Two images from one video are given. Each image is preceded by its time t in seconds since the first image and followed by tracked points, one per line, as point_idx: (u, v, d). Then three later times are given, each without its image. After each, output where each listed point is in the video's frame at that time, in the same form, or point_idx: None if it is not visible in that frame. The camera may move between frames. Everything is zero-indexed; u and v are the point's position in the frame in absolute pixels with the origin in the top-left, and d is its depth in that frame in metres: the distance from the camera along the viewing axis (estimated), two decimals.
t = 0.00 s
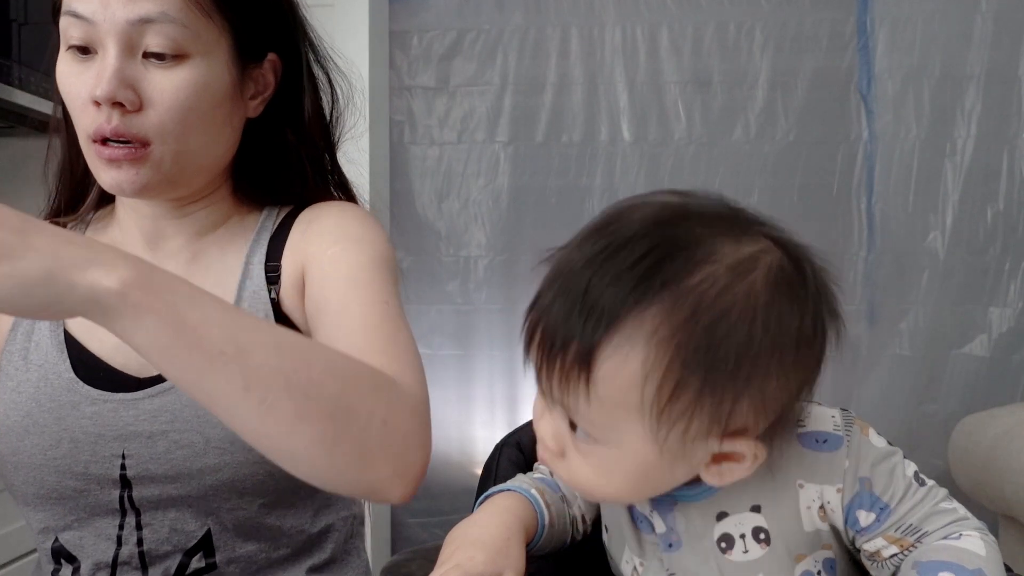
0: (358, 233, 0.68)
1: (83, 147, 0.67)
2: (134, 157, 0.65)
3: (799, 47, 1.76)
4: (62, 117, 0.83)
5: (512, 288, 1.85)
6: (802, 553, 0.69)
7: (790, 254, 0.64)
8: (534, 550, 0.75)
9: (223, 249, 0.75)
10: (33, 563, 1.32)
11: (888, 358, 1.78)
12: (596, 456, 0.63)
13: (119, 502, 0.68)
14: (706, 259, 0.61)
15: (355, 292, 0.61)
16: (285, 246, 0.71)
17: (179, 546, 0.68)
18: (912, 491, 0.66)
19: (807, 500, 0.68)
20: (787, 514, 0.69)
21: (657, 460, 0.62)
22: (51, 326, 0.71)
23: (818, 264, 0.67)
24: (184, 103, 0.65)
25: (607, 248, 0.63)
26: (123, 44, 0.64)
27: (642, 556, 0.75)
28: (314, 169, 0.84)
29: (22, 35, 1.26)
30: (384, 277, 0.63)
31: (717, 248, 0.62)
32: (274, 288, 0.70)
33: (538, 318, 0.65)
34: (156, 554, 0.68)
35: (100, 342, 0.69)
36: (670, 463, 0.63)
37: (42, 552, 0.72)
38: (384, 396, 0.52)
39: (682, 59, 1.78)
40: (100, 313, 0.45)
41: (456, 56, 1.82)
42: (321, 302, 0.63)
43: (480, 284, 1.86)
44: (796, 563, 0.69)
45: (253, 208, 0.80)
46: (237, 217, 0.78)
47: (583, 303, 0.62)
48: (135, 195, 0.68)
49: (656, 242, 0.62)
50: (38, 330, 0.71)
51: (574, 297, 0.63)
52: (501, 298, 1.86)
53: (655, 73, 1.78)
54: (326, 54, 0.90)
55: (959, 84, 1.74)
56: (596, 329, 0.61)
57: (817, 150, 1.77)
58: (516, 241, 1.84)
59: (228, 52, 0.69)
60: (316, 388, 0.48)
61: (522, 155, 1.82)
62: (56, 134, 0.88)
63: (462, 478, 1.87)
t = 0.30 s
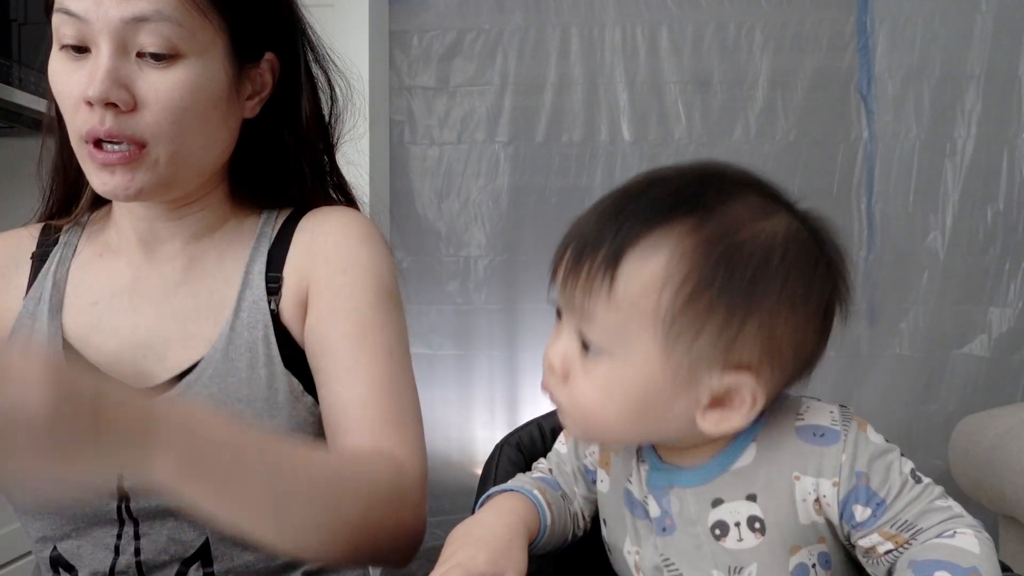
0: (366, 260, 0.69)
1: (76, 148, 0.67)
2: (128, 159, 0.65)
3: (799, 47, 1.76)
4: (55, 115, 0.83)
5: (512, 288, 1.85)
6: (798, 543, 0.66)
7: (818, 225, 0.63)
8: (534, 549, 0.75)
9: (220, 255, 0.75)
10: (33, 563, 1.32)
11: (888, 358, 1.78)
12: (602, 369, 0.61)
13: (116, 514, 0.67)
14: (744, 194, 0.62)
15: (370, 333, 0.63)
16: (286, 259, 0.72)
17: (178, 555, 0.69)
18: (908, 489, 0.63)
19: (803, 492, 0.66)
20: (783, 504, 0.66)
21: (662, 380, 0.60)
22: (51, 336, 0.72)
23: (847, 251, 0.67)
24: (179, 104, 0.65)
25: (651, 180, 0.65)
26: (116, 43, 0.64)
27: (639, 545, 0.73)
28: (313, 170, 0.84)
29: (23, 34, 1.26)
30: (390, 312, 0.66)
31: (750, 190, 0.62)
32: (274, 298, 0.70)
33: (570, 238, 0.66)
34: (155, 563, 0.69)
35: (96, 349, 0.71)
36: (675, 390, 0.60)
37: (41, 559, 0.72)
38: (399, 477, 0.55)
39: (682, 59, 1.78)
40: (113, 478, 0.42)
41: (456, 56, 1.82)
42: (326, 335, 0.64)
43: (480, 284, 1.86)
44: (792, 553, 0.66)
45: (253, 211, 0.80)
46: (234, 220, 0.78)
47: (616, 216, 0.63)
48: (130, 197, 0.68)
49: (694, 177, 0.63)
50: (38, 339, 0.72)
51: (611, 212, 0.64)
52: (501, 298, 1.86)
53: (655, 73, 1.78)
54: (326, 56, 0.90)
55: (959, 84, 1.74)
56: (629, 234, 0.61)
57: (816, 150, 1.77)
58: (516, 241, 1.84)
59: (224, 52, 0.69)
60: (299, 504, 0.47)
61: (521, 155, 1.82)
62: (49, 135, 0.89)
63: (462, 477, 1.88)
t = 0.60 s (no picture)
0: (364, 275, 0.73)
1: (93, 156, 0.67)
2: (152, 169, 0.66)
3: (799, 47, 1.76)
4: (48, 112, 0.82)
5: (512, 288, 1.85)
6: (796, 536, 0.66)
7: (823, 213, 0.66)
8: (534, 548, 0.74)
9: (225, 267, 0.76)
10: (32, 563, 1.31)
11: (888, 358, 1.78)
12: (614, 328, 0.62)
13: (127, 526, 0.70)
14: (754, 171, 0.65)
15: (359, 356, 0.68)
16: (289, 271, 0.74)
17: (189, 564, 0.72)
18: (905, 486, 0.63)
19: (800, 485, 0.66)
20: (780, 495, 0.66)
21: (672, 341, 0.61)
22: (57, 350, 0.71)
23: (853, 242, 0.69)
24: (206, 115, 0.66)
25: (667, 156, 0.68)
26: (144, 54, 0.64)
27: (637, 535, 0.73)
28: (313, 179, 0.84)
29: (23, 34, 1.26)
30: (382, 332, 0.71)
31: (761, 169, 0.66)
32: (278, 314, 0.72)
33: (588, 210, 0.68)
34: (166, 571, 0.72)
35: (105, 365, 0.71)
36: (684, 352, 0.62)
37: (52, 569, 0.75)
38: (366, 514, 0.62)
39: (682, 59, 1.78)
40: None
41: (456, 56, 1.82)
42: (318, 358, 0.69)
43: (480, 284, 1.86)
44: (790, 546, 0.66)
45: (255, 221, 0.80)
46: (237, 231, 0.79)
47: (635, 184, 0.65)
48: (149, 206, 0.68)
49: (708, 154, 0.67)
50: (44, 356, 0.71)
51: (629, 182, 0.66)
52: (500, 298, 1.86)
53: (655, 73, 1.78)
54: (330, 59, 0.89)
55: (959, 84, 1.74)
56: (646, 196, 0.64)
57: (816, 151, 1.77)
58: (516, 241, 1.84)
59: (248, 62, 0.70)
60: None
61: (522, 156, 1.82)
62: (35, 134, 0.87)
63: (461, 477, 1.88)
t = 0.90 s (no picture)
0: (361, 284, 0.78)
1: (136, 168, 0.71)
2: (200, 181, 0.72)
3: (799, 47, 1.76)
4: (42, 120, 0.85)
5: (512, 289, 1.85)
6: (796, 534, 0.66)
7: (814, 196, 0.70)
8: (534, 549, 0.74)
9: (226, 283, 0.80)
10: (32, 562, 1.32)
11: (887, 359, 1.78)
12: (631, 331, 0.64)
13: (133, 537, 0.75)
14: (745, 163, 0.68)
15: (354, 364, 0.75)
16: (289, 281, 0.79)
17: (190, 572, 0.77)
18: (905, 485, 0.63)
19: (801, 484, 0.66)
20: (782, 493, 0.66)
21: (691, 336, 0.64)
22: (58, 365, 0.74)
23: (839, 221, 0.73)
24: (252, 134, 0.74)
25: (657, 158, 0.70)
26: (200, 73, 0.70)
27: (638, 534, 0.73)
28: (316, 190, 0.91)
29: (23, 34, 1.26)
30: (376, 340, 0.77)
31: (754, 160, 0.69)
32: (279, 324, 0.77)
33: (587, 218, 0.70)
34: None
35: (109, 379, 0.75)
36: (701, 347, 0.64)
37: None
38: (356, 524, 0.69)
39: (682, 59, 1.78)
40: None
41: (456, 56, 1.82)
42: (317, 365, 0.75)
43: (480, 284, 1.86)
44: (790, 544, 0.66)
45: (254, 228, 0.86)
46: (239, 241, 0.85)
47: (634, 188, 0.68)
48: (187, 215, 0.74)
49: (696, 152, 0.70)
50: (45, 371, 0.74)
51: (626, 188, 0.68)
52: (500, 298, 1.86)
53: (655, 73, 1.78)
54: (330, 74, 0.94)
55: (959, 84, 1.74)
56: (648, 200, 0.66)
57: (816, 151, 1.77)
58: (516, 241, 1.84)
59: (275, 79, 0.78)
60: None
61: (522, 156, 1.82)
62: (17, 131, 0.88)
63: (461, 477, 1.88)
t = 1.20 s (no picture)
0: (365, 289, 0.79)
1: (148, 175, 0.71)
2: (214, 189, 0.73)
3: (800, 47, 1.75)
4: (42, 118, 0.85)
5: (512, 288, 1.85)
6: (798, 533, 0.66)
7: (811, 191, 0.71)
8: (535, 550, 0.74)
9: (229, 286, 0.81)
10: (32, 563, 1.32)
11: (888, 358, 1.78)
12: (637, 340, 0.64)
13: (137, 542, 0.76)
14: (742, 164, 0.69)
15: (359, 370, 0.75)
16: (293, 286, 0.79)
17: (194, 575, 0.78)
18: (907, 483, 0.63)
19: (804, 482, 0.66)
20: (784, 491, 0.66)
21: (697, 341, 0.64)
22: (59, 369, 0.74)
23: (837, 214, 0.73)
24: (262, 140, 0.75)
25: (653, 163, 0.70)
26: (214, 78, 0.71)
27: (639, 533, 0.72)
28: (317, 191, 0.91)
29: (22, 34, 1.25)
30: (380, 345, 0.77)
31: (750, 160, 0.69)
32: (282, 329, 0.77)
33: (586, 226, 0.69)
34: None
35: (111, 382, 0.75)
36: (708, 352, 0.64)
37: None
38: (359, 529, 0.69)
39: (682, 59, 1.78)
40: None
41: (455, 56, 1.82)
42: (320, 371, 0.75)
43: (480, 284, 1.86)
44: (792, 543, 0.66)
45: (255, 232, 0.86)
46: (242, 243, 0.85)
47: (632, 195, 0.67)
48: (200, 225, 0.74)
49: (692, 154, 0.70)
50: (46, 374, 0.74)
51: (625, 195, 0.68)
52: (500, 298, 1.86)
53: (655, 73, 1.78)
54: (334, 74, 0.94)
55: (959, 84, 1.74)
56: (649, 207, 0.66)
57: (816, 151, 1.77)
58: (516, 241, 1.84)
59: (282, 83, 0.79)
60: None
61: (522, 156, 1.82)
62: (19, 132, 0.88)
63: (461, 477, 1.88)
